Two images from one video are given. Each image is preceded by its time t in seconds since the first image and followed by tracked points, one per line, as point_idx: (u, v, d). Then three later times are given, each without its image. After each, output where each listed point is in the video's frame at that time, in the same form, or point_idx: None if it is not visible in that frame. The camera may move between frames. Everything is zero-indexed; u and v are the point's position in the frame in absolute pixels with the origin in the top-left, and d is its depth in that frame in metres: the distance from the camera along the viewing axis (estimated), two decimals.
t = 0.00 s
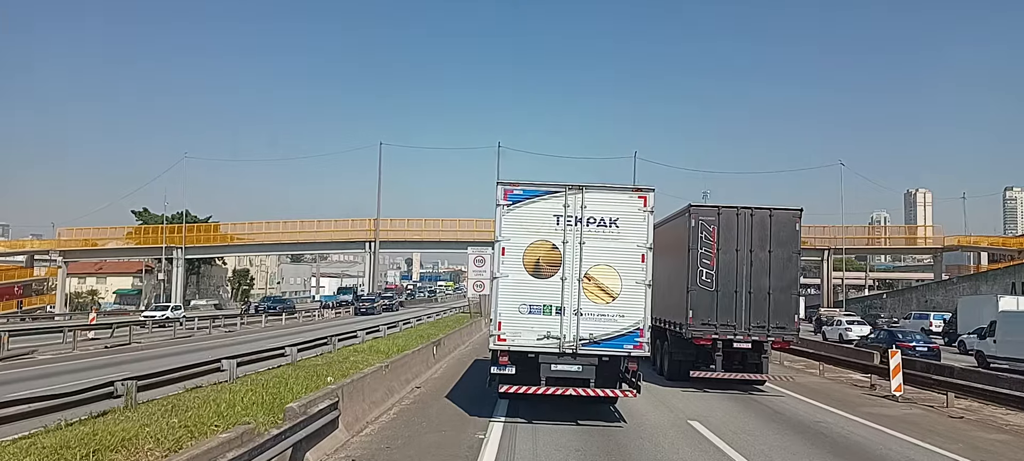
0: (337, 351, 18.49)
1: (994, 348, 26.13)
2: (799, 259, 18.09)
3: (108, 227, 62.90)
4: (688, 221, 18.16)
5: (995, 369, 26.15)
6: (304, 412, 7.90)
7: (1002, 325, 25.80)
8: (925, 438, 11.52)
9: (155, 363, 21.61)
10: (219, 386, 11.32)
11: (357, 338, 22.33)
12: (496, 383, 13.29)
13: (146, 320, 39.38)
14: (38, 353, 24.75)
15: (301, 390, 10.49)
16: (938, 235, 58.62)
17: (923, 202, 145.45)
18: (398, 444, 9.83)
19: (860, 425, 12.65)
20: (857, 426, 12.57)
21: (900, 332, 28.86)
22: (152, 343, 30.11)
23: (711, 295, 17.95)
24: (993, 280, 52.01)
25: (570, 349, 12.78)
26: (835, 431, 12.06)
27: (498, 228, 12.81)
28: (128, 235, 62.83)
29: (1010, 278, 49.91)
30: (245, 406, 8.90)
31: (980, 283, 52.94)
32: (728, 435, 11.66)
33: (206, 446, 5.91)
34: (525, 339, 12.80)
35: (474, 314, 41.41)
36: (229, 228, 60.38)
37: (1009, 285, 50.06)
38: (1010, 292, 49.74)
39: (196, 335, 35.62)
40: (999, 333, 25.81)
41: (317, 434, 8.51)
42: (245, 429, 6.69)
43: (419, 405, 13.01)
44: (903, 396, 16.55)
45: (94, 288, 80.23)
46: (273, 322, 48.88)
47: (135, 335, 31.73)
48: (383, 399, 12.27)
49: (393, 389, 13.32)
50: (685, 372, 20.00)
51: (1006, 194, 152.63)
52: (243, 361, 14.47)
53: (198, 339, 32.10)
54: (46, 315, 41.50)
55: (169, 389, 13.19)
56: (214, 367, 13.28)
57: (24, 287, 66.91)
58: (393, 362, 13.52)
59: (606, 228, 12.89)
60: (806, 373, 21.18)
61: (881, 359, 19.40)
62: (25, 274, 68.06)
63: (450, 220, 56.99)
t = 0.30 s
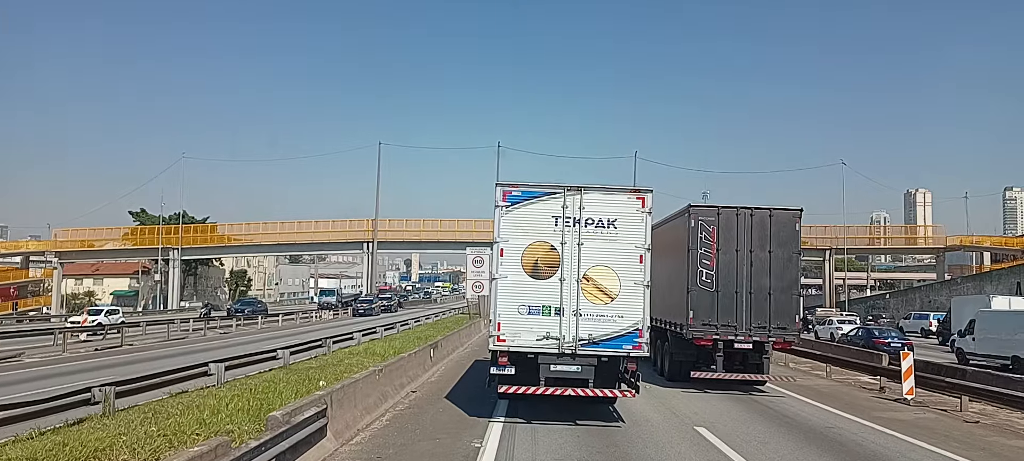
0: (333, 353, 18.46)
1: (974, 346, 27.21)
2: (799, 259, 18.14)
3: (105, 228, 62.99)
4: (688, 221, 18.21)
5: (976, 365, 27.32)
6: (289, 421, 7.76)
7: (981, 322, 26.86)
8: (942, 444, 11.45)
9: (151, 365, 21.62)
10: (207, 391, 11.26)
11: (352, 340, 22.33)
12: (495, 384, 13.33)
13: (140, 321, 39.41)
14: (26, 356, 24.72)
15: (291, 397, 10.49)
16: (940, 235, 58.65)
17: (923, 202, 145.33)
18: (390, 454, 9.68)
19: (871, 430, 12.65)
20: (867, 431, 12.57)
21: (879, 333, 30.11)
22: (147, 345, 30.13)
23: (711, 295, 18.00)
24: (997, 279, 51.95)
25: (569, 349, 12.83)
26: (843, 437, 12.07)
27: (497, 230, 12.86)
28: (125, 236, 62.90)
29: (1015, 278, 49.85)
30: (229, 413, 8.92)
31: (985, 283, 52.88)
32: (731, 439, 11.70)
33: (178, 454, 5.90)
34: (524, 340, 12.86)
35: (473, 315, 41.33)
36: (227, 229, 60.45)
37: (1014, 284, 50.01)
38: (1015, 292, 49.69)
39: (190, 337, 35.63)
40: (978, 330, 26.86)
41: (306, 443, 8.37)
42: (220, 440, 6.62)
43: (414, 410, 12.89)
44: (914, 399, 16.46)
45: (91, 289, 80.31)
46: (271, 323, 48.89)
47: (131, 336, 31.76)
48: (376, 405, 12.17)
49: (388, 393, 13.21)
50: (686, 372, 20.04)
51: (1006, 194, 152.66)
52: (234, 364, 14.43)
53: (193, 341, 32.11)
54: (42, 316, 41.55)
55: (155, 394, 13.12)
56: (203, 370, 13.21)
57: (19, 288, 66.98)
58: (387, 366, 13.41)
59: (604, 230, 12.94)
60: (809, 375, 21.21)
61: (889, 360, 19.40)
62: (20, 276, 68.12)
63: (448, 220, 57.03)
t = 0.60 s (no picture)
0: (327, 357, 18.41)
1: (953, 342, 28.43)
2: (799, 258, 18.18)
3: (102, 230, 63.04)
4: (688, 221, 18.28)
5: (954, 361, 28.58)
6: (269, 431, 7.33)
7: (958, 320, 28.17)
8: (959, 447, 11.32)
9: (146, 369, 21.66)
10: (190, 398, 11.17)
11: (347, 342, 22.36)
12: (495, 385, 13.40)
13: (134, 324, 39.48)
14: (13, 360, 24.78)
15: (279, 404, 10.51)
16: (942, 233, 58.70)
17: (922, 201, 145.49)
18: None
19: (877, 432, 12.58)
20: (871, 432, 12.52)
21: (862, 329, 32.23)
22: (140, 347, 30.16)
23: (711, 295, 18.06)
24: (1002, 278, 51.89)
25: (566, 350, 12.89)
26: (845, 438, 12.02)
27: (496, 230, 12.91)
28: (122, 238, 63.00)
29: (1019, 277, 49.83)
30: (211, 422, 8.97)
31: (988, 282, 52.86)
32: (730, 437, 11.68)
33: None
34: (523, 340, 12.92)
35: (470, 316, 41.39)
36: (224, 230, 60.55)
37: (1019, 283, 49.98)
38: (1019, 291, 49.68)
39: (184, 339, 35.68)
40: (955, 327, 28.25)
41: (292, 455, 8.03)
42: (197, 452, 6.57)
43: (407, 416, 12.62)
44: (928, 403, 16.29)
45: (88, 291, 80.49)
46: (268, 325, 48.94)
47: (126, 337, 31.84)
48: (368, 411, 11.93)
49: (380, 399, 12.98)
50: (686, 372, 20.08)
51: (1006, 193, 152.84)
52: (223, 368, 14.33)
53: (186, 344, 32.16)
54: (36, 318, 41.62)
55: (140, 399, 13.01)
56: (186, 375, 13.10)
57: (15, 290, 67.13)
58: (379, 371, 13.17)
59: (601, 230, 13.01)
60: (812, 375, 21.31)
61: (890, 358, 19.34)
62: (16, 278, 68.25)
63: (446, 221, 57.11)
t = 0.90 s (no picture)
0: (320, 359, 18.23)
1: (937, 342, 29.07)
2: (799, 259, 18.23)
3: (99, 228, 63.01)
4: (688, 222, 18.34)
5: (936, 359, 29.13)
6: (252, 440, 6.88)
7: (941, 322, 28.63)
8: (971, 452, 11.19)
9: (143, 369, 21.65)
10: (173, 403, 11.06)
11: (342, 343, 22.39)
12: (494, 384, 13.45)
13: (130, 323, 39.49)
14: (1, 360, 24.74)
15: (265, 408, 10.47)
16: (944, 234, 58.71)
17: (923, 201, 145.75)
18: None
19: (883, 435, 12.47)
20: (877, 435, 12.41)
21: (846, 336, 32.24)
22: (136, 347, 30.13)
23: (711, 296, 18.11)
24: (1007, 279, 51.79)
25: (565, 350, 12.94)
26: (851, 440, 11.91)
27: (496, 231, 12.95)
28: (119, 236, 63.01)
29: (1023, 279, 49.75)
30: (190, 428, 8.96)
31: (993, 283, 52.78)
32: (735, 442, 11.54)
33: None
34: (522, 340, 12.97)
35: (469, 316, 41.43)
36: (222, 229, 60.50)
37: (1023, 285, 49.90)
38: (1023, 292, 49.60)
39: (178, 339, 35.66)
40: (938, 328, 28.67)
41: None
42: None
43: (401, 422, 12.19)
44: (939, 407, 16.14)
45: (86, 290, 80.50)
46: (265, 324, 48.91)
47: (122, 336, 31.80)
48: (359, 416, 11.54)
49: (372, 402, 12.56)
50: (685, 372, 20.13)
51: (1006, 195, 153.00)
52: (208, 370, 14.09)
53: (179, 343, 32.14)
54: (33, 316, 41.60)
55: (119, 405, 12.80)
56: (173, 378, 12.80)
57: (11, 288, 67.13)
58: (371, 373, 12.74)
59: (600, 231, 13.05)
60: (813, 378, 21.35)
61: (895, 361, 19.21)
62: (13, 276, 68.23)
63: (446, 220, 57.15)
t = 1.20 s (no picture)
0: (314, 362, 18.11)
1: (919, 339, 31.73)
2: (798, 259, 18.29)
3: (96, 229, 63.10)
4: (688, 222, 18.41)
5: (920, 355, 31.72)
6: (226, 456, 6.26)
7: (925, 319, 31.52)
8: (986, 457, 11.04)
9: (138, 372, 21.69)
10: (151, 411, 10.60)
11: (336, 344, 22.43)
12: (493, 384, 13.51)
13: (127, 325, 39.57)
14: None
15: (252, 415, 10.07)
16: (947, 234, 58.71)
17: (923, 201, 146.09)
18: None
19: (891, 439, 12.43)
20: (886, 440, 12.37)
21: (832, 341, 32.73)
22: (132, 349, 30.17)
23: (710, 296, 18.17)
24: (1012, 279, 51.71)
25: (564, 349, 13.00)
26: (859, 444, 11.86)
27: (495, 232, 13.01)
28: (117, 237, 63.14)
29: None
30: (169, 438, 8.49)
31: (997, 283, 52.79)
32: (737, 444, 11.52)
33: None
34: (521, 340, 13.04)
35: (467, 317, 41.51)
36: (220, 229, 60.61)
37: None
38: None
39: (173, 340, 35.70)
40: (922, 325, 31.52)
41: None
42: None
43: (394, 429, 11.75)
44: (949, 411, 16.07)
45: (84, 291, 80.61)
46: (262, 325, 48.95)
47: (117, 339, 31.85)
48: (349, 424, 11.07)
49: (363, 409, 12.09)
50: (685, 372, 20.19)
51: (1006, 195, 153.13)
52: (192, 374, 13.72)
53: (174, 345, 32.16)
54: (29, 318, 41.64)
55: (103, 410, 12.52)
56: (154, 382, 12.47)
57: (8, 289, 67.21)
58: (362, 379, 12.28)
59: (599, 231, 13.12)
60: (813, 379, 21.45)
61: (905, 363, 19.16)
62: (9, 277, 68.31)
63: (445, 220, 57.25)
